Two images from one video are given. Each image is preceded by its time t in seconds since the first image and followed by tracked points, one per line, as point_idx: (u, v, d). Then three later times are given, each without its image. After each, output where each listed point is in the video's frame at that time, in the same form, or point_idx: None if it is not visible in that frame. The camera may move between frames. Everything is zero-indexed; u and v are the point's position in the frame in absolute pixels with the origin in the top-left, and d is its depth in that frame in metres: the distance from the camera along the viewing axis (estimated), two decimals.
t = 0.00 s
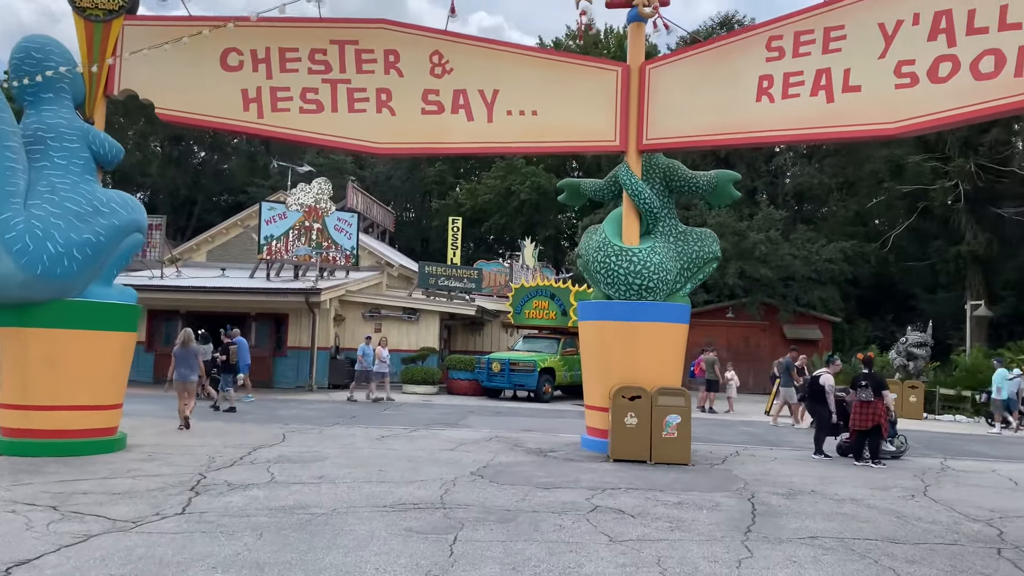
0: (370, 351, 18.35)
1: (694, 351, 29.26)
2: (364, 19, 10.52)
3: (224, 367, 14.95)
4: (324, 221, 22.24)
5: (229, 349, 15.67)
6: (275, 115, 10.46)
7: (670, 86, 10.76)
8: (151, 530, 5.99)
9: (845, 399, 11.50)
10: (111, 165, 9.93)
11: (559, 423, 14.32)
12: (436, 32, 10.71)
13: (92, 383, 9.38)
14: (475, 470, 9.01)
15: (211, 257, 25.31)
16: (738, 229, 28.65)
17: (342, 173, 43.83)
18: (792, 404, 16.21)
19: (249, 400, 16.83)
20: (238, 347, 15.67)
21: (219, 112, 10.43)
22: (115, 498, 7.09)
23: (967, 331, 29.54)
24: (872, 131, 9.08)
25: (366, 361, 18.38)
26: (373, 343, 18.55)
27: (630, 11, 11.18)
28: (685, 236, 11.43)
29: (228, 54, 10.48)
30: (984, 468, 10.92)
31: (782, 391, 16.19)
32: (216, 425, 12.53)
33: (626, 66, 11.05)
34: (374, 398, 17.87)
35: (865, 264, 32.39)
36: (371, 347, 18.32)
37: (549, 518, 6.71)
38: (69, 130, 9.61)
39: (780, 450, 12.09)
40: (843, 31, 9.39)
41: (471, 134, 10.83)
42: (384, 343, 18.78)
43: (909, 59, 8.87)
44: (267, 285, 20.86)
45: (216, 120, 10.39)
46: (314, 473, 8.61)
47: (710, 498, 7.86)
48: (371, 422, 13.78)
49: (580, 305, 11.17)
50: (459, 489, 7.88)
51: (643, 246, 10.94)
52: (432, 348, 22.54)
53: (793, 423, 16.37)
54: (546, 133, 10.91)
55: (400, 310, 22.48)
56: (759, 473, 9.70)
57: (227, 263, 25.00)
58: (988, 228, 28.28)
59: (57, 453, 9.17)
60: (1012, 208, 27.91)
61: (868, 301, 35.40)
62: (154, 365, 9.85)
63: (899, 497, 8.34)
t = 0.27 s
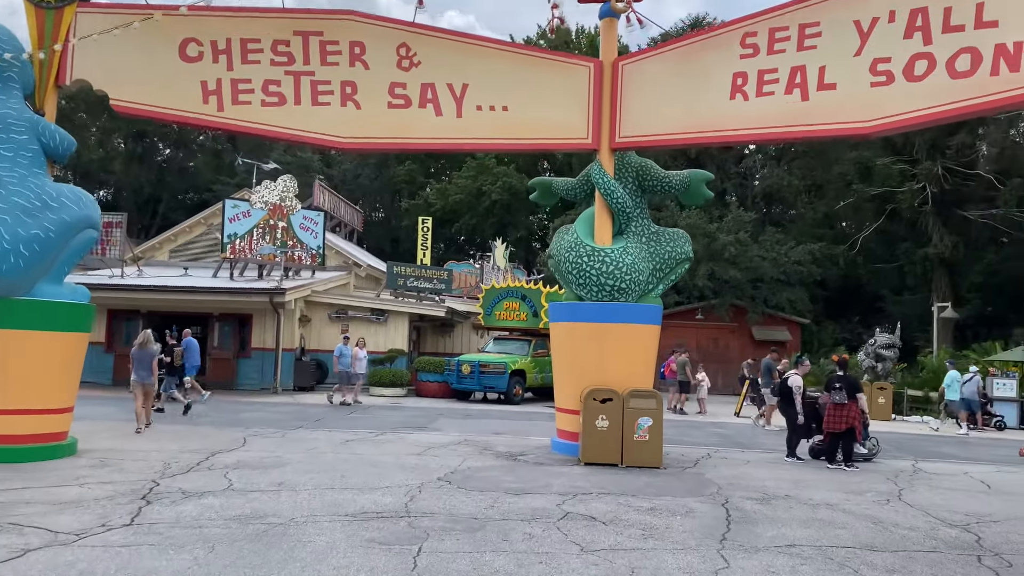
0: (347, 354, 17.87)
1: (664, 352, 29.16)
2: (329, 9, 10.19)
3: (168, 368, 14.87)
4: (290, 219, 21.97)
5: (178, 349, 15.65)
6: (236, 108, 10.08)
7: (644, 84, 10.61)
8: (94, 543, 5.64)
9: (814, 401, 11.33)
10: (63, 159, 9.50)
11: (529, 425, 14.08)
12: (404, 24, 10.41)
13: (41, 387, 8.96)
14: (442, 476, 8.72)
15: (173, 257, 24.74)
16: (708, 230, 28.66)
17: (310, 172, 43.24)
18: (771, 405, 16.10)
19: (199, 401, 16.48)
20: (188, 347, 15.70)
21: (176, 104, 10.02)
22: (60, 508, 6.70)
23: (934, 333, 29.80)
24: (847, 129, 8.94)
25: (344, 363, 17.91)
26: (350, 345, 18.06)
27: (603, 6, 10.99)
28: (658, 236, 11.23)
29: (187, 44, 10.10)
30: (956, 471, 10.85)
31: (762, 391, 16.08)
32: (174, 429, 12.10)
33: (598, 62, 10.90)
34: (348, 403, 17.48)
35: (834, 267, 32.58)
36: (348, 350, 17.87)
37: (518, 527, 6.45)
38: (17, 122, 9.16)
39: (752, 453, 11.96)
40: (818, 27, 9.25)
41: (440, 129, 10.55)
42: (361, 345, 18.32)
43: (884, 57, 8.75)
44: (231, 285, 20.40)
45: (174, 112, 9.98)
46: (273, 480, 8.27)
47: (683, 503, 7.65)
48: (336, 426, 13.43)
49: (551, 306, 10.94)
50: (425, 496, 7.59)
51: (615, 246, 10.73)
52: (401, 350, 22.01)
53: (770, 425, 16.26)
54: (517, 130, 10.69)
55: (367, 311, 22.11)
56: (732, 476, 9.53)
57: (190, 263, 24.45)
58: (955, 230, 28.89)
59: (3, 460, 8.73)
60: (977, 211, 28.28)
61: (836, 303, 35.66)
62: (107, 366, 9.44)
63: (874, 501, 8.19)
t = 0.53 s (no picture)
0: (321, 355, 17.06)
1: (636, 351, 28.91)
2: None
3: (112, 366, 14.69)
4: (255, 214, 21.56)
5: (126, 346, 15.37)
6: (193, 95, 9.68)
7: (617, 74, 10.42)
8: (28, 553, 5.26)
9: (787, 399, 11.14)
10: (9, 146, 9.03)
11: (498, 425, 13.80)
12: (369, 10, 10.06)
13: None
14: (406, 477, 8.41)
15: (134, 252, 24.13)
16: (679, 228, 28.59)
17: (278, 167, 42.58)
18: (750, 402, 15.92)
19: (147, 402, 15.89)
20: (136, 344, 15.50)
21: (130, 90, 9.57)
22: None
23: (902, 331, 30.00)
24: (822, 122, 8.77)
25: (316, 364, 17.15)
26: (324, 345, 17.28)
27: None
28: (630, 231, 11.02)
29: (142, 28, 9.67)
30: (929, 469, 10.75)
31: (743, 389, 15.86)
32: (129, 429, 11.66)
33: (569, 54, 10.74)
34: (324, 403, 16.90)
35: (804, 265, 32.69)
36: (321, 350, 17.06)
37: (484, 530, 6.17)
38: None
39: (725, 452, 11.78)
40: (793, 18, 9.04)
41: (406, 119, 10.24)
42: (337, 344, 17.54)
43: (861, 48, 8.57)
44: (194, 281, 19.91)
45: (128, 99, 9.54)
46: (229, 482, 7.91)
47: (654, 504, 7.42)
48: (299, 426, 13.05)
49: (522, 302, 10.67)
50: (387, 499, 7.29)
51: (587, 241, 10.48)
52: (369, 347, 21.76)
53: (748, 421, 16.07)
54: (486, 120, 10.43)
55: (334, 309, 21.69)
56: (705, 476, 9.32)
57: (152, 259, 23.86)
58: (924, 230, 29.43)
59: None
60: (945, 210, 28.55)
61: (806, 302, 35.80)
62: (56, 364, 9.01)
63: (848, 501, 8.02)
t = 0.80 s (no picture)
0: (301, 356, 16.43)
1: (608, 351, 28.81)
2: None
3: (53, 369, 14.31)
4: (220, 212, 21.07)
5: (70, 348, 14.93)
6: (149, 87, 9.21)
7: (589, 70, 10.21)
8: None
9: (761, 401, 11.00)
10: None
11: (467, 428, 13.53)
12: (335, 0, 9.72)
13: None
14: (371, 485, 8.11)
15: (96, 251, 23.49)
16: (652, 227, 28.52)
17: (247, 165, 41.91)
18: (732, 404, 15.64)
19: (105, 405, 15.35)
20: (81, 346, 15.05)
21: (81, 81, 9.05)
22: None
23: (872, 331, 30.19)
24: (798, 120, 8.60)
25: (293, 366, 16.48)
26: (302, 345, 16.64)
27: None
28: (602, 231, 10.81)
29: (95, 16, 9.17)
30: (902, 472, 10.65)
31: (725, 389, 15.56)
32: (83, 434, 11.22)
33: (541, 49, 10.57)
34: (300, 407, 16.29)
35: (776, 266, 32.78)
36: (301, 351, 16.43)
37: (450, 543, 5.89)
38: None
39: (698, 455, 11.61)
40: (768, 14, 8.84)
41: (373, 114, 9.93)
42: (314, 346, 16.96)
43: (837, 45, 8.40)
44: (157, 281, 19.43)
45: (79, 90, 9.01)
46: (184, 491, 7.55)
47: (626, 512, 7.19)
48: (263, 430, 12.67)
49: (492, 302, 10.40)
50: (349, 509, 6.99)
51: (559, 240, 10.24)
52: (338, 348, 21.28)
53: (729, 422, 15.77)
54: (456, 116, 10.16)
55: (302, 309, 21.24)
56: (678, 481, 9.12)
57: (114, 257, 23.24)
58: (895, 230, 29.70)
59: None
60: (915, 211, 28.77)
61: (777, 302, 35.88)
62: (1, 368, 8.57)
63: (824, 507, 7.85)
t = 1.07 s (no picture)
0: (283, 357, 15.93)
1: (582, 352, 28.65)
2: None
3: None
4: (188, 211, 20.59)
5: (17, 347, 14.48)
6: (108, 78, 8.78)
7: (564, 64, 9.99)
8: None
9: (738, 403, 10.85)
10: None
11: (441, 430, 13.26)
12: None
13: None
14: (339, 492, 7.82)
15: (58, 250, 22.90)
16: (627, 228, 28.39)
17: (217, 163, 41.23)
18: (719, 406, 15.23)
19: (63, 409, 14.80)
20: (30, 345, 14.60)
21: (34, 70, 8.55)
22: None
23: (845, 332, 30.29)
24: (777, 117, 8.43)
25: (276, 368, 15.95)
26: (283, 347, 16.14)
27: None
28: (578, 229, 10.60)
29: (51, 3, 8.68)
30: (879, 474, 10.55)
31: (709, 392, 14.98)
32: (40, 439, 10.80)
33: (516, 43, 10.34)
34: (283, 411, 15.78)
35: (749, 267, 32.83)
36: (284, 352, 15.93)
37: (420, 554, 5.63)
38: None
39: (675, 457, 11.43)
40: (746, 9, 8.66)
41: (343, 108, 9.64)
42: (294, 348, 16.52)
43: (816, 40, 8.26)
44: (121, 280, 18.94)
45: (31, 80, 8.50)
46: (142, 500, 7.22)
47: (603, 519, 6.97)
48: (229, 434, 12.31)
49: (465, 302, 10.15)
50: (316, 519, 6.69)
51: (534, 238, 10.01)
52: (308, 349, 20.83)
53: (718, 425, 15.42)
54: (429, 111, 9.89)
55: (271, 309, 20.79)
56: (655, 485, 8.93)
57: (77, 257, 22.66)
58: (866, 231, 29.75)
59: None
60: (887, 212, 28.94)
61: (749, 303, 35.92)
62: None
63: (804, 511, 7.69)
